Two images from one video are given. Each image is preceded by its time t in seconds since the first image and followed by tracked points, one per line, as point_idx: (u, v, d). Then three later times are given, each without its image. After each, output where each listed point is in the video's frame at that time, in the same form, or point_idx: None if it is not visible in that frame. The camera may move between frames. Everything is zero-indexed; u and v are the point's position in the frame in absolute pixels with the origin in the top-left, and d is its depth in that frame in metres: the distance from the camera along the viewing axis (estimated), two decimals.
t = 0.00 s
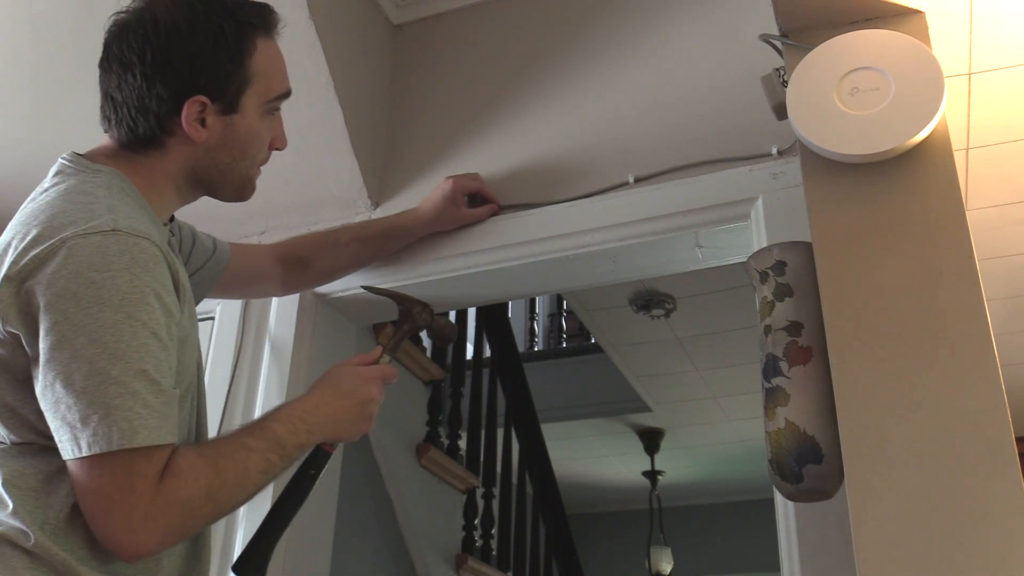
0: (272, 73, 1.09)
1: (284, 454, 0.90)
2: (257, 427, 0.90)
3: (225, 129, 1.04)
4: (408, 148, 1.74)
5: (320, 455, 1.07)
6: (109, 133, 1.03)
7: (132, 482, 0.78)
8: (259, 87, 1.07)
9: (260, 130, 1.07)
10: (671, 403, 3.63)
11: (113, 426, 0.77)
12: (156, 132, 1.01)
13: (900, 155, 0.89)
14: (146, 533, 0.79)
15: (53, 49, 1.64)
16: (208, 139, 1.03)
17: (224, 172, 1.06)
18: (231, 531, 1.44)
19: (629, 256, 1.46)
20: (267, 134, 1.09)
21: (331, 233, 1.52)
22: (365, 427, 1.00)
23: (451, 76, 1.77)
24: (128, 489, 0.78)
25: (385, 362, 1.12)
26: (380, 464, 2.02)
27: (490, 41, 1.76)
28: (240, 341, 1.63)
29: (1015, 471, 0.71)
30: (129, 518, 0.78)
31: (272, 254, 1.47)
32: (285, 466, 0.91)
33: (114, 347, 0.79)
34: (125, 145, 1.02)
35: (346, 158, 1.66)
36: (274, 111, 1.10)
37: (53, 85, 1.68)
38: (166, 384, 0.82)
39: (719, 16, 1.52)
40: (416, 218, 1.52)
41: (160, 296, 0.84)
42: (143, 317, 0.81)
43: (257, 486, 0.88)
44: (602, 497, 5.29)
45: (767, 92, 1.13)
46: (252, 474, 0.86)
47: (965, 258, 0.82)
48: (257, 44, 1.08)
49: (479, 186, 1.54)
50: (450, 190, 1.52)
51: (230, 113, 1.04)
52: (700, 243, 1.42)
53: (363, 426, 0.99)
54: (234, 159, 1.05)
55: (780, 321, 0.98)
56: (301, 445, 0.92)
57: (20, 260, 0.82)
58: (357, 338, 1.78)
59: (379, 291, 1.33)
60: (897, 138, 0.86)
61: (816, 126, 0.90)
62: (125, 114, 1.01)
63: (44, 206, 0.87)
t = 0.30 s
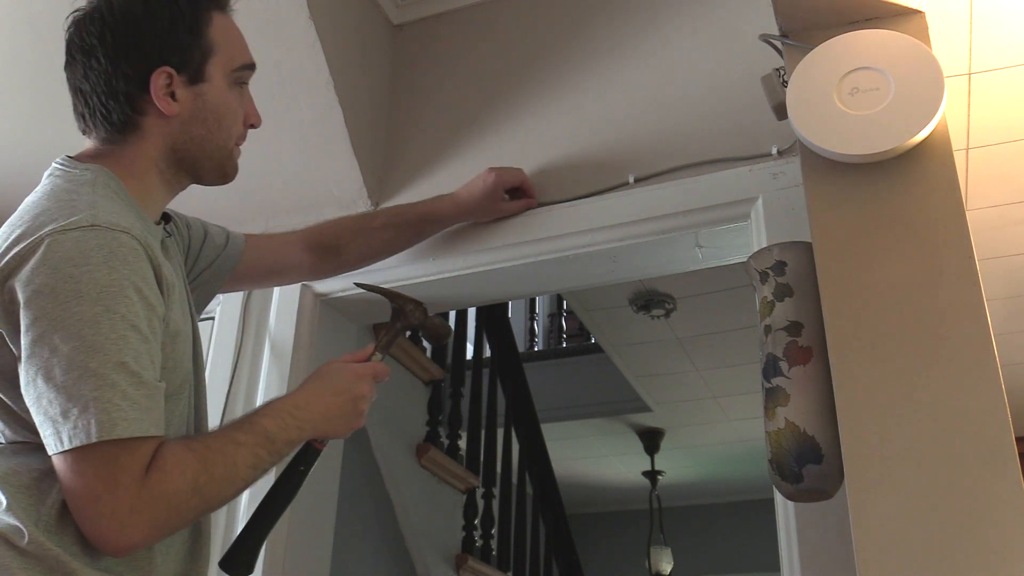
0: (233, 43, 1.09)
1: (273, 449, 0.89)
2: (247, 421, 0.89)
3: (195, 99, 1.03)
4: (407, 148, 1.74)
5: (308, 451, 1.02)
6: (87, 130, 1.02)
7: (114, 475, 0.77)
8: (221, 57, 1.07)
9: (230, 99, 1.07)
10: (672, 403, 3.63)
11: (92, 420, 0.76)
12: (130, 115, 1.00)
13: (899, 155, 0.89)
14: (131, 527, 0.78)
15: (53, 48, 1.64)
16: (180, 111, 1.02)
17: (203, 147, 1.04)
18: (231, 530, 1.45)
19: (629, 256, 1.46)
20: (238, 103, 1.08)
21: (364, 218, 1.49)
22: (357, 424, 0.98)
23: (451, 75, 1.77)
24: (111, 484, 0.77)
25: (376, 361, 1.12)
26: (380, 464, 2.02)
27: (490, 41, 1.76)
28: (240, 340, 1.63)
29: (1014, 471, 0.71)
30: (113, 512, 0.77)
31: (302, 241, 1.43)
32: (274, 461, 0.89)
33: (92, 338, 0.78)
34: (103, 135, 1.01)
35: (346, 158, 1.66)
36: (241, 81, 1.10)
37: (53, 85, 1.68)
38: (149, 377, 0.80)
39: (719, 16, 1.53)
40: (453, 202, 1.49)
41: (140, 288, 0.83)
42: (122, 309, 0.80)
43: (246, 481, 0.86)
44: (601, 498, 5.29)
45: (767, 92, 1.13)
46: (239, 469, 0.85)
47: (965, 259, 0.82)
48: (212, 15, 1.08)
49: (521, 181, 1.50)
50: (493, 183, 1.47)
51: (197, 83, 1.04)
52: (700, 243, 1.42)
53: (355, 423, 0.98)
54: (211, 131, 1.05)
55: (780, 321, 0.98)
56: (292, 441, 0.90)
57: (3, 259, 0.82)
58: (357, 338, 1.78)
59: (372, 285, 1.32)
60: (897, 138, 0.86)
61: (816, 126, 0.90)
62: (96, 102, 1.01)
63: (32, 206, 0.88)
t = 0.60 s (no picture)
0: (204, 34, 1.09)
1: (249, 441, 0.85)
2: (224, 413, 0.86)
3: (168, 87, 1.03)
4: (408, 147, 1.74)
5: (291, 446, 1.02)
6: (69, 130, 1.02)
7: (79, 461, 0.75)
8: (192, 48, 1.07)
9: (204, 89, 1.06)
10: (672, 403, 3.63)
11: (53, 403, 0.74)
12: (106, 108, 1.00)
13: (900, 155, 0.89)
14: (96, 515, 0.75)
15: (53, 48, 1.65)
16: (154, 100, 1.02)
17: (181, 135, 1.03)
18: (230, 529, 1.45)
19: (629, 256, 1.46)
20: (212, 91, 1.08)
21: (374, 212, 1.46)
22: (340, 421, 0.95)
23: (451, 75, 1.77)
24: (75, 470, 0.75)
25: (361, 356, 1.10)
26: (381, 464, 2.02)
27: (490, 41, 1.76)
28: (240, 340, 1.62)
29: (1014, 470, 0.71)
30: (77, 500, 0.75)
31: (311, 237, 1.40)
32: (251, 454, 0.86)
33: (54, 324, 0.77)
34: (84, 135, 1.01)
35: (346, 158, 1.66)
36: (217, 73, 1.10)
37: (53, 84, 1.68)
38: (115, 362, 0.78)
39: (719, 16, 1.53)
40: (466, 195, 1.47)
41: (103, 274, 0.82)
42: (82, 293, 0.79)
43: (221, 473, 0.83)
44: (601, 498, 5.29)
45: (767, 91, 1.13)
46: (213, 459, 0.82)
47: (965, 259, 0.82)
48: (182, 10, 1.08)
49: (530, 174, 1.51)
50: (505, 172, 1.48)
51: (170, 71, 1.03)
52: (700, 243, 1.42)
53: (337, 418, 0.95)
54: (187, 117, 1.04)
55: (780, 321, 0.98)
56: (270, 433, 0.88)
57: None
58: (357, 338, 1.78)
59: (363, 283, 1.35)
60: (897, 138, 0.86)
61: (816, 126, 0.90)
62: (73, 100, 1.01)
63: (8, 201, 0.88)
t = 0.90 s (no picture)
0: (180, 32, 1.10)
1: (225, 428, 0.86)
2: (201, 400, 0.86)
3: (145, 81, 1.03)
4: (407, 148, 1.74)
5: (272, 438, 0.99)
6: (51, 131, 1.02)
7: (49, 445, 0.75)
8: (169, 44, 1.07)
9: (181, 83, 1.06)
10: (672, 403, 3.63)
11: (18, 385, 0.74)
12: (85, 105, 1.00)
13: (901, 155, 0.89)
14: (66, 499, 0.75)
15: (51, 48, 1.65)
16: (132, 94, 1.01)
17: (160, 128, 1.02)
18: (231, 531, 1.45)
19: (630, 256, 1.46)
20: (190, 86, 1.07)
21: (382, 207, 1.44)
22: (319, 412, 0.95)
23: (450, 75, 1.77)
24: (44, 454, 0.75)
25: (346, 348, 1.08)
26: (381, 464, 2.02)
27: (490, 40, 1.76)
28: (240, 341, 1.62)
29: (1015, 471, 0.71)
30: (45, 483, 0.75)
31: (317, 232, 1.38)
32: (228, 442, 0.86)
33: (21, 309, 0.77)
34: (67, 137, 1.01)
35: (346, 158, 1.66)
36: (195, 69, 1.10)
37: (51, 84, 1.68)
38: (84, 345, 0.78)
39: (719, 16, 1.52)
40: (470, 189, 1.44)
41: (71, 260, 0.82)
42: (49, 278, 0.79)
43: (196, 461, 0.83)
44: (601, 498, 5.29)
45: (767, 91, 1.12)
46: (186, 446, 0.82)
47: (965, 259, 0.82)
48: (158, 11, 1.09)
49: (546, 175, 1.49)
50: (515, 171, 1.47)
51: (147, 66, 1.03)
52: (700, 243, 1.41)
53: (317, 409, 0.95)
54: (166, 111, 1.03)
55: (780, 321, 0.98)
56: (247, 421, 0.87)
57: None
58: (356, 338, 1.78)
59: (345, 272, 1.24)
60: (897, 138, 0.86)
61: (816, 126, 0.90)
62: (55, 102, 1.01)
63: None
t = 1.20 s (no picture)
0: (170, 32, 1.10)
1: (212, 422, 0.86)
2: (188, 395, 0.86)
3: (136, 77, 1.03)
4: (407, 148, 1.74)
5: (259, 435, 1.01)
6: (43, 129, 1.02)
7: (32, 439, 0.75)
8: (161, 42, 1.07)
9: (172, 81, 1.06)
10: (672, 403, 3.63)
11: None
12: (75, 102, 1.00)
13: (901, 156, 0.89)
14: (50, 493, 0.76)
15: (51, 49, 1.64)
16: (122, 91, 1.02)
17: (150, 124, 1.02)
18: (231, 531, 1.44)
19: (630, 256, 1.46)
20: (181, 84, 1.07)
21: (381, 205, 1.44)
22: (309, 407, 0.94)
23: (450, 75, 1.77)
24: (27, 448, 0.75)
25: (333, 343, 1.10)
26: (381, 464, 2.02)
27: (490, 40, 1.76)
28: (240, 341, 1.62)
29: (1015, 470, 0.71)
30: (28, 477, 0.75)
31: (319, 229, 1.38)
32: (215, 436, 0.86)
33: None
34: (59, 134, 1.01)
35: (346, 158, 1.66)
36: (188, 68, 1.10)
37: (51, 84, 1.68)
38: (64, 338, 0.78)
39: (720, 16, 1.52)
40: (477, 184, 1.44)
41: (52, 254, 0.82)
42: (28, 272, 0.79)
43: (182, 456, 0.83)
44: (601, 498, 5.29)
45: (768, 92, 1.12)
46: (172, 441, 0.82)
47: (965, 260, 0.82)
48: (150, 12, 1.09)
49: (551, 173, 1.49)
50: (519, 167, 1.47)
51: (138, 62, 1.03)
52: (699, 243, 1.41)
53: (306, 404, 0.94)
54: (157, 108, 1.03)
55: (780, 321, 0.98)
56: (234, 416, 0.87)
57: None
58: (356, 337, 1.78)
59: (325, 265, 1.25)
60: (897, 138, 0.86)
61: (815, 126, 0.90)
62: (46, 101, 1.01)
63: None
